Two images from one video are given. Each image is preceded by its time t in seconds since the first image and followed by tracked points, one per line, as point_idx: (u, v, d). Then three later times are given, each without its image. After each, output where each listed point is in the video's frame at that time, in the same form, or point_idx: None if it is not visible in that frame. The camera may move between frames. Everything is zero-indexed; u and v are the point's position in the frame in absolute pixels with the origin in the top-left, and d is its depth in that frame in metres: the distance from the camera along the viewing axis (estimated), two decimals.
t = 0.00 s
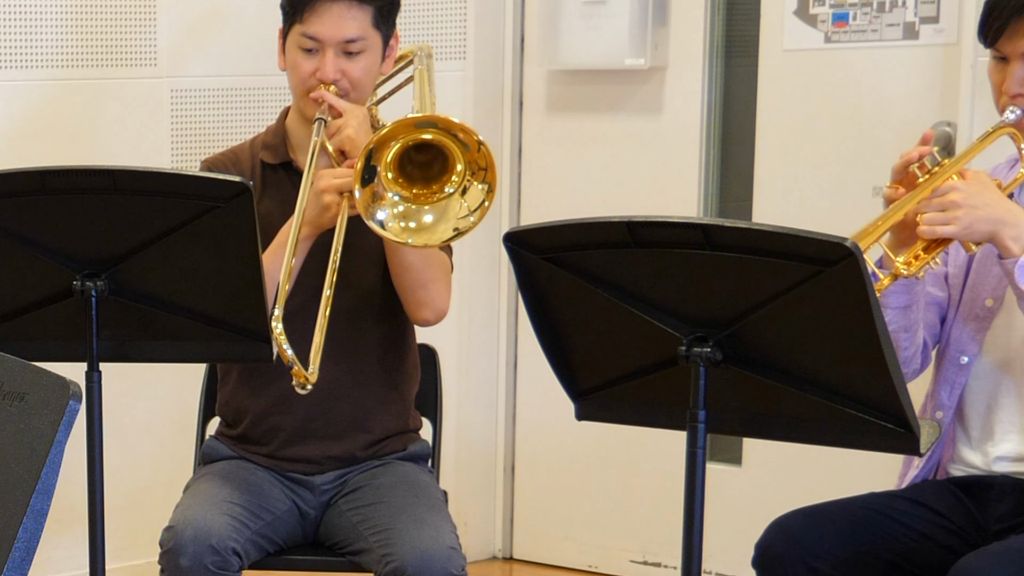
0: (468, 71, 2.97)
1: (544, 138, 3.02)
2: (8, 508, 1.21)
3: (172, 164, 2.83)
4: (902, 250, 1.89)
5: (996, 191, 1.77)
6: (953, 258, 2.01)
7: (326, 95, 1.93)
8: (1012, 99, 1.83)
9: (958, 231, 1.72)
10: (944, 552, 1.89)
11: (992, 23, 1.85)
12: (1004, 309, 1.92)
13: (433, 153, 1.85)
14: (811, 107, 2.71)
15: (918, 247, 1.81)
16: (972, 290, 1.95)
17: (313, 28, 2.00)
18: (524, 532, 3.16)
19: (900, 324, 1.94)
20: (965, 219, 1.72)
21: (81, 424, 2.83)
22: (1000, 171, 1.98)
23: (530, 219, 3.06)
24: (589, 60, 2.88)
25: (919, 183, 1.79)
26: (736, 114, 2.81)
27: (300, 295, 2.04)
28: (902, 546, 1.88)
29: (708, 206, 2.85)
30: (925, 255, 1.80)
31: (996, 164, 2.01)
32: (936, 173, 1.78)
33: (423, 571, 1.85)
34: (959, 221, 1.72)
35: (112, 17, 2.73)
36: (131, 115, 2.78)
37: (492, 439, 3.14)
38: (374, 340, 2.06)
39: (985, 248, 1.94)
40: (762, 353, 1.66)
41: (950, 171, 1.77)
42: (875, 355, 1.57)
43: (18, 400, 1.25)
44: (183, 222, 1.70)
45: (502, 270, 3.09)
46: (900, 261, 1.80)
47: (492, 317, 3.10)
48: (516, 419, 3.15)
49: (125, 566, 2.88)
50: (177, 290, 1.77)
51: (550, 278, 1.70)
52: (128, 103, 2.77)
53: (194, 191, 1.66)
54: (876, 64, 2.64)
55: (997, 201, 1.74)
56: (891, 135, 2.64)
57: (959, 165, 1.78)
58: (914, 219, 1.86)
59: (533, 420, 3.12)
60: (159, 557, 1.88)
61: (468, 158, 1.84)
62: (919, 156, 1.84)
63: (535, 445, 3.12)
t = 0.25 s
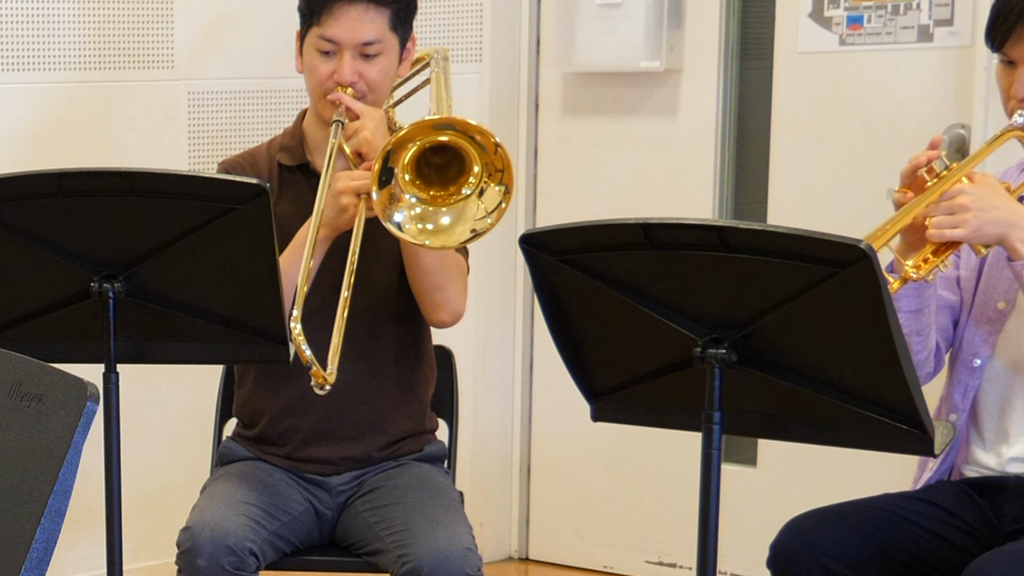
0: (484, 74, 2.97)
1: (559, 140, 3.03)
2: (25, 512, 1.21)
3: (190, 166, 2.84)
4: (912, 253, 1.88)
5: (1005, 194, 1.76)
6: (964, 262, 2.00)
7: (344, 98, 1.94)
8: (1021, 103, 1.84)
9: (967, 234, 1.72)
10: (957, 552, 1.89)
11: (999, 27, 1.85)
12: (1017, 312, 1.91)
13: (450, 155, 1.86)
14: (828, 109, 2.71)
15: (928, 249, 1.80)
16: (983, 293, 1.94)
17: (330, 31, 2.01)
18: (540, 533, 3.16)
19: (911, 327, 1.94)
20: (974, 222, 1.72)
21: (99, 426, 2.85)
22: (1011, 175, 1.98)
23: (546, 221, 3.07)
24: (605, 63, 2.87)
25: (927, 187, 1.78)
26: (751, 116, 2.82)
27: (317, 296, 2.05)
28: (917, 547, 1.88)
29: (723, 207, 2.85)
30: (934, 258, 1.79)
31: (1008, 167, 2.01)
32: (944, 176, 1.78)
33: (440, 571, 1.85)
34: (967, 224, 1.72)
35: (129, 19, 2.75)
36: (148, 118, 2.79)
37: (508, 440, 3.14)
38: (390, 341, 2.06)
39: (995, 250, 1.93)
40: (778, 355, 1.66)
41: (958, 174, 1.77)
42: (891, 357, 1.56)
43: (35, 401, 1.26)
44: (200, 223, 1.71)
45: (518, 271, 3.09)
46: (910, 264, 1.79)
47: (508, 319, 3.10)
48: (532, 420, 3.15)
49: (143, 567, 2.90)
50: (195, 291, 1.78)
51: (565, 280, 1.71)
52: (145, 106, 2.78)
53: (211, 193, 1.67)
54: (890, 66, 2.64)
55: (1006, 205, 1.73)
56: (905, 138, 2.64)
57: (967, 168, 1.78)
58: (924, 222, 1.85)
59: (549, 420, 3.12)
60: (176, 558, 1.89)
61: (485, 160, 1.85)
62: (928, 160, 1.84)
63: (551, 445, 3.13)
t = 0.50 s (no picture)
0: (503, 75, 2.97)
1: (577, 142, 3.03)
2: (45, 515, 1.23)
3: (209, 168, 2.86)
4: (920, 259, 1.88)
5: (1014, 199, 1.77)
6: (975, 267, 2.01)
7: (363, 100, 1.95)
8: None
9: (976, 240, 1.73)
10: (974, 553, 1.89)
11: (1004, 34, 1.87)
12: None
13: (470, 158, 1.87)
14: (845, 111, 2.72)
15: (938, 255, 1.80)
16: (996, 298, 1.95)
17: (350, 33, 2.02)
18: (558, 534, 3.16)
19: (926, 334, 1.92)
20: (983, 228, 1.73)
21: (119, 426, 2.87)
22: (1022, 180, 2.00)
23: (563, 224, 3.07)
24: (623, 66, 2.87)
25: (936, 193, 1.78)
26: (769, 118, 2.82)
27: (336, 299, 2.07)
28: (932, 548, 1.89)
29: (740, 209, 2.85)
30: (944, 264, 1.79)
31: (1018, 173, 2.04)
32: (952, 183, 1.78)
33: (458, 572, 1.86)
34: (976, 230, 1.73)
35: (149, 22, 2.77)
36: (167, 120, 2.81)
37: (526, 441, 3.15)
38: (409, 343, 2.07)
39: (1006, 255, 1.94)
40: (795, 356, 1.66)
41: (966, 180, 1.76)
42: (908, 359, 1.56)
43: (57, 402, 1.28)
44: (219, 225, 1.72)
45: (536, 273, 3.10)
46: (919, 270, 1.79)
47: (525, 320, 3.10)
48: (549, 421, 3.16)
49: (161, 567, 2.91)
50: (214, 293, 1.79)
51: (584, 282, 1.71)
52: (164, 108, 2.80)
53: (230, 195, 1.68)
54: (907, 69, 2.65)
55: (1014, 209, 1.75)
56: (921, 141, 2.65)
57: (975, 174, 1.78)
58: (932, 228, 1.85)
59: (567, 422, 3.13)
60: (195, 558, 1.90)
61: (504, 162, 1.85)
62: (936, 167, 1.83)
63: (568, 447, 3.13)
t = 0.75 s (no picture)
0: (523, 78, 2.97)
1: (596, 144, 3.03)
2: (66, 517, 1.24)
3: (229, 171, 2.87)
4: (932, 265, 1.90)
5: None
6: (986, 271, 2.00)
7: (383, 103, 1.95)
8: None
9: (986, 244, 1.73)
10: (993, 554, 1.89)
11: (1012, 39, 1.87)
12: None
13: (488, 160, 1.86)
14: (863, 114, 2.71)
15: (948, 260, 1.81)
16: (1010, 303, 1.96)
17: (369, 36, 2.03)
18: (577, 534, 3.17)
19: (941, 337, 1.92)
20: (992, 232, 1.73)
21: (140, 427, 2.89)
22: None
23: (583, 226, 3.07)
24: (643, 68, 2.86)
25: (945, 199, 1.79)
26: (787, 120, 2.82)
27: (357, 301, 2.08)
28: (950, 548, 1.89)
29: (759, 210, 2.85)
30: (954, 269, 1.80)
31: None
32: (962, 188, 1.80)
33: (478, 572, 1.86)
34: (985, 235, 1.73)
35: (170, 25, 2.79)
36: (189, 123, 2.83)
37: (546, 442, 3.15)
38: (429, 344, 2.08)
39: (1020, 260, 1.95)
40: (814, 358, 1.66)
41: (975, 186, 1.78)
42: (927, 360, 1.56)
43: (76, 403, 1.29)
44: (240, 227, 1.73)
45: (556, 274, 3.10)
46: (929, 276, 1.81)
47: (545, 322, 3.11)
48: (569, 422, 3.16)
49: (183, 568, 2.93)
50: (234, 294, 1.81)
51: (603, 284, 1.72)
52: (185, 111, 2.82)
53: (251, 197, 1.69)
54: (924, 72, 2.65)
55: None
56: (939, 144, 2.65)
57: (985, 179, 1.79)
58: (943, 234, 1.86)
59: (586, 423, 3.13)
60: (217, 559, 1.91)
61: (522, 165, 1.85)
62: (945, 173, 1.85)
63: (588, 447, 3.13)
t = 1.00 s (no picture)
0: (543, 80, 2.98)
1: (617, 146, 3.03)
2: (89, 514, 1.25)
3: (252, 173, 2.89)
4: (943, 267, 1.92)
5: None
6: (1005, 275, 2.01)
7: (405, 106, 1.96)
8: None
9: (998, 246, 1.76)
10: (1013, 555, 1.90)
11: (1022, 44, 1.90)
12: None
13: (511, 164, 1.87)
14: (884, 116, 2.71)
15: (959, 262, 1.83)
16: None
17: (391, 39, 2.04)
18: (598, 536, 3.17)
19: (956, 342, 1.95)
20: (1003, 235, 1.76)
21: (164, 428, 2.91)
22: None
23: (604, 227, 3.07)
24: (663, 71, 2.87)
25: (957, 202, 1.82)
26: (807, 123, 2.81)
27: (379, 303, 2.09)
28: (970, 549, 1.90)
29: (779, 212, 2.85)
30: (965, 271, 1.82)
31: None
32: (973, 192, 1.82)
33: (500, 572, 1.87)
34: (997, 237, 1.76)
35: (192, 28, 2.80)
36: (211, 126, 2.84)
37: (567, 443, 3.15)
38: (451, 346, 2.09)
39: None
40: (835, 360, 1.66)
41: (987, 188, 1.81)
42: (948, 362, 1.56)
43: (100, 404, 1.30)
44: (262, 229, 1.74)
45: (576, 276, 3.10)
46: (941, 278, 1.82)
47: (566, 323, 3.11)
48: (590, 424, 3.16)
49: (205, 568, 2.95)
50: (256, 297, 1.82)
51: (624, 286, 1.72)
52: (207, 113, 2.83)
53: (273, 200, 1.70)
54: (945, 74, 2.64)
55: None
56: (960, 145, 2.64)
57: (995, 183, 1.82)
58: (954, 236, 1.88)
59: (607, 424, 3.13)
60: (239, 559, 1.92)
61: (545, 170, 1.86)
62: (955, 177, 1.89)
63: (609, 449, 3.13)
